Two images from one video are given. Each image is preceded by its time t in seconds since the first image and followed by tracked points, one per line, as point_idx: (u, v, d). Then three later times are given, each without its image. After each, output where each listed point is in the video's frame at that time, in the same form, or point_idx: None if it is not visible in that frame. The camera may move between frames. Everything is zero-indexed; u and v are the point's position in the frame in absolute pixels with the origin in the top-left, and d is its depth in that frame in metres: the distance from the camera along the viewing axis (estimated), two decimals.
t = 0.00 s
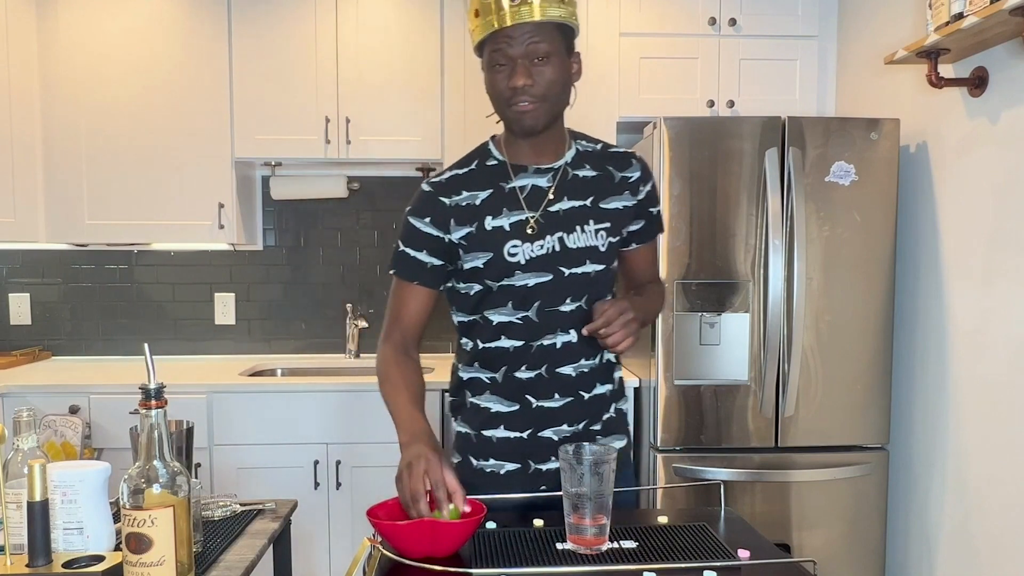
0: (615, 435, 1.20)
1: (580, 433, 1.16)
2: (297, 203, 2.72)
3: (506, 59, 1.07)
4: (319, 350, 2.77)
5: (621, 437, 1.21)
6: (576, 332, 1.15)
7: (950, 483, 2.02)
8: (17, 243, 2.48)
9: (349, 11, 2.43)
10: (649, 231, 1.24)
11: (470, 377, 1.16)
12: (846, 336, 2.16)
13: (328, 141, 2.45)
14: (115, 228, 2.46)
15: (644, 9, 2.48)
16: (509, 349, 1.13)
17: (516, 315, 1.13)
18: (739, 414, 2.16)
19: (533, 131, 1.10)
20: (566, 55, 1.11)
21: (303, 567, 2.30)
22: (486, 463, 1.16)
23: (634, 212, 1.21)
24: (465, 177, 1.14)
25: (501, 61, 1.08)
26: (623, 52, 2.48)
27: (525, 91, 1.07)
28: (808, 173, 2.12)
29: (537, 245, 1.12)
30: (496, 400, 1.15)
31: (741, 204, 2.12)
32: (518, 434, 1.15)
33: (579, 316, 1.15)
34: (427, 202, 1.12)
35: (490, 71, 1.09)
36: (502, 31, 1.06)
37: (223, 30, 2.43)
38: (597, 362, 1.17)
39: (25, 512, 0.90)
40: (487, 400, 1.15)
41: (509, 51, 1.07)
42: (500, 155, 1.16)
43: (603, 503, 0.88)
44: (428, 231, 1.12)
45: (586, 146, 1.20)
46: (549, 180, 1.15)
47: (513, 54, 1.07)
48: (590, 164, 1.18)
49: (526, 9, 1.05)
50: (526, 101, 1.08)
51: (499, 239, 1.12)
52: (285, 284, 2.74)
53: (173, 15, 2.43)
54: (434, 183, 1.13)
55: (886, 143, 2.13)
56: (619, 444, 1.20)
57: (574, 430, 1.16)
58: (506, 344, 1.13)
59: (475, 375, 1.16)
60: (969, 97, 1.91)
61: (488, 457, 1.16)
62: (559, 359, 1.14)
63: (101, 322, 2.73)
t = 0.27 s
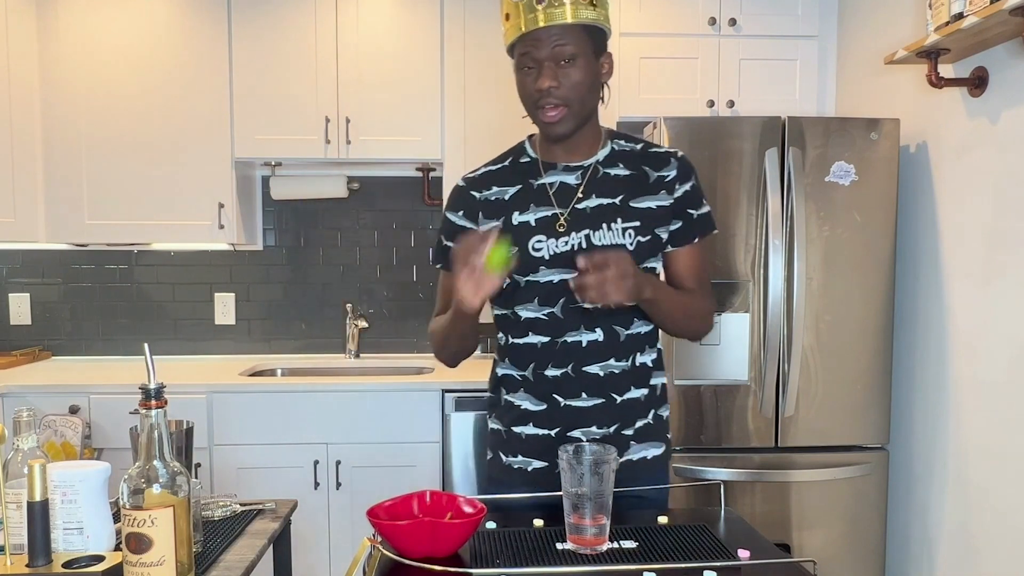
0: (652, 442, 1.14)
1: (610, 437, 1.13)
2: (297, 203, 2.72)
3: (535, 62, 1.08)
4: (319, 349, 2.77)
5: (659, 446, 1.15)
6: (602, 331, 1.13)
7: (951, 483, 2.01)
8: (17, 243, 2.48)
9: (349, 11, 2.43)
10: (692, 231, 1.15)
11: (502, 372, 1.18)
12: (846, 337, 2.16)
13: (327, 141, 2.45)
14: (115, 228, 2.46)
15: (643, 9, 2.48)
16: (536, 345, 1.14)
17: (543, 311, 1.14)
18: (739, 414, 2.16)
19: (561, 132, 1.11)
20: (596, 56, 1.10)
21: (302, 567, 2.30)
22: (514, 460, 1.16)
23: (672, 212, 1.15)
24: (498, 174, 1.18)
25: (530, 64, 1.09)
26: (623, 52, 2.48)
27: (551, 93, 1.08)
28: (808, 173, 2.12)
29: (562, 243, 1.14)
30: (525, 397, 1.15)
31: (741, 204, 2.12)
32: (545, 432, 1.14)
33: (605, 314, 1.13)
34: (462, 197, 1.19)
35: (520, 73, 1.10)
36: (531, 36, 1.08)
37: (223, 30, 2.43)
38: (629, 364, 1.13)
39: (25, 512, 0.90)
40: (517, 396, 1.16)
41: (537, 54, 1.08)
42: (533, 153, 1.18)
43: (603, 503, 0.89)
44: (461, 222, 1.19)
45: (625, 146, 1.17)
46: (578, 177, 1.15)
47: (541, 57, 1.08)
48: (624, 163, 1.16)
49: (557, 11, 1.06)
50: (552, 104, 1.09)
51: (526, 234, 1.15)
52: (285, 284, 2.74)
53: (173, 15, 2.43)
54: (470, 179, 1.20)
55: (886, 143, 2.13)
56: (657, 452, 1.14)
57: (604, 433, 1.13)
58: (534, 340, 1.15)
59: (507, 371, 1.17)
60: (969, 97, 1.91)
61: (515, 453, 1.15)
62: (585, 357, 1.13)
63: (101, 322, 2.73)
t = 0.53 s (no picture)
0: (653, 450, 1.11)
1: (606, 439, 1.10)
2: (297, 203, 2.71)
3: (537, 72, 1.02)
4: (319, 349, 2.77)
5: (660, 455, 1.11)
6: (598, 327, 1.11)
7: (951, 483, 2.01)
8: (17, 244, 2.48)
9: (349, 11, 2.43)
10: (695, 229, 1.10)
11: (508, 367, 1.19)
12: (846, 337, 2.16)
13: (327, 141, 2.45)
14: (115, 228, 2.46)
15: (643, 9, 2.48)
16: (536, 340, 1.14)
17: (542, 304, 1.14)
18: (739, 414, 2.17)
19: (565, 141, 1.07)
20: (603, 63, 1.03)
21: (302, 567, 2.30)
22: (512, 454, 1.15)
23: (679, 210, 1.11)
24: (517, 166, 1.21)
25: (533, 73, 1.03)
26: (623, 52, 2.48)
27: (553, 105, 1.02)
28: (808, 173, 2.12)
29: (562, 236, 1.13)
30: (525, 391, 1.15)
31: (741, 204, 2.12)
32: (541, 427, 1.12)
33: (602, 310, 1.11)
34: (484, 184, 1.23)
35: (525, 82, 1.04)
36: (533, 44, 1.01)
37: (223, 30, 2.43)
38: (628, 365, 1.11)
39: (25, 512, 0.90)
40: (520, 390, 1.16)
41: (539, 65, 1.01)
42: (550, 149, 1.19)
43: (603, 503, 0.89)
44: (478, 207, 1.22)
45: (640, 147, 1.16)
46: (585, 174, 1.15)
47: (542, 69, 1.01)
48: (634, 163, 1.15)
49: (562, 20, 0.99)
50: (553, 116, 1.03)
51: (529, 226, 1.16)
52: (285, 284, 2.74)
53: (173, 15, 2.43)
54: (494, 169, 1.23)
55: (886, 143, 2.13)
56: (658, 461, 1.11)
57: (601, 434, 1.10)
58: (533, 334, 1.15)
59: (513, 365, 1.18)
60: (969, 97, 1.91)
61: (514, 448, 1.15)
62: (581, 353, 1.11)
63: (101, 322, 2.73)
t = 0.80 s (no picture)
0: (638, 451, 1.13)
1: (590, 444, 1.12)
2: (297, 203, 2.72)
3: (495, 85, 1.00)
4: (319, 349, 2.77)
5: (646, 456, 1.14)
6: (578, 338, 1.11)
7: (951, 483, 2.01)
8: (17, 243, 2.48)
9: (349, 11, 2.43)
10: (687, 239, 1.10)
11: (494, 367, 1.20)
12: (846, 337, 2.16)
13: (328, 141, 2.45)
14: (115, 228, 2.46)
15: (643, 9, 2.48)
16: (518, 348, 1.15)
17: (522, 314, 1.13)
18: (739, 414, 2.16)
19: (534, 148, 1.06)
20: (566, 70, 0.99)
21: (302, 567, 2.30)
22: (497, 453, 1.18)
23: (658, 219, 1.10)
24: (487, 172, 1.17)
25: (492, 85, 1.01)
26: (623, 52, 2.48)
27: (516, 117, 1.01)
28: (807, 173, 2.12)
29: (534, 246, 1.12)
30: (509, 395, 1.16)
31: (741, 204, 2.12)
32: (525, 433, 1.14)
33: (581, 322, 1.11)
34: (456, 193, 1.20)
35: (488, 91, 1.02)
36: (489, 55, 0.99)
37: (223, 30, 2.43)
38: (610, 372, 1.11)
39: (25, 512, 0.90)
40: (503, 392, 1.17)
41: (498, 78, 0.99)
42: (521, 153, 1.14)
43: (603, 503, 0.89)
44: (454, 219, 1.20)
45: (615, 148, 1.12)
46: (557, 181, 1.12)
47: (501, 81, 0.99)
48: (607, 167, 1.11)
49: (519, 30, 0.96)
50: (519, 126, 1.02)
51: (502, 236, 1.15)
52: (285, 284, 2.74)
53: (174, 15, 2.43)
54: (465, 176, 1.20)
55: (886, 143, 2.13)
56: (642, 461, 1.13)
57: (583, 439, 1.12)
58: (513, 342, 1.15)
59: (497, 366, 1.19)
60: (969, 97, 1.91)
61: (499, 448, 1.17)
62: (562, 364, 1.12)
63: (101, 321, 2.73)
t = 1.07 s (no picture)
0: (615, 435, 1.21)
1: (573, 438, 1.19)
2: (297, 203, 2.72)
3: (428, 111, 1.05)
4: (319, 350, 2.77)
5: (622, 437, 1.22)
6: (559, 348, 1.17)
7: (950, 483, 2.01)
8: (16, 243, 2.49)
9: (349, 11, 2.43)
10: (644, 225, 1.22)
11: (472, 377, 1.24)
12: (846, 337, 2.16)
13: (327, 141, 2.45)
14: (115, 228, 2.46)
15: (643, 9, 2.48)
16: (501, 362, 1.19)
17: (503, 332, 1.18)
18: (740, 414, 2.16)
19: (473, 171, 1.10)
20: (494, 90, 1.06)
21: (303, 567, 2.30)
22: (481, 453, 1.23)
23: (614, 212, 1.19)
24: (434, 201, 1.19)
25: (425, 112, 1.06)
26: (623, 52, 2.48)
27: (452, 143, 1.06)
28: (807, 173, 2.12)
29: (503, 266, 1.16)
30: (492, 403, 1.21)
31: (741, 204, 2.12)
32: (510, 436, 1.20)
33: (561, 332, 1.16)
34: (403, 229, 1.21)
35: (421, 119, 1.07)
36: (419, 83, 1.04)
37: (223, 30, 2.43)
38: (587, 372, 1.18)
39: (25, 513, 0.90)
40: (484, 399, 1.22)
41: (431, 104, 1.04)
42: (466, 176, 1.18)
43: (603, 503, 0.89)
44: (403, 253, 1.20)
45: (557, 150, 1.19)
46: (511, 199, 1.17)
47: (435, 107, 1.04)
48: (557, 173, 1.18)
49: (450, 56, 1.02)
50: (455, 150, 1.07)
51: (467, 262, 1.18)
52: (285, 284, 2.74)
53: (174, 15, 2.43)
54: (408, 210, 1.21)
55: (886, 144, 2.13)
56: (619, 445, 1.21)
57: (565, 436, 1.19)
58: (496, 357, 1.19)
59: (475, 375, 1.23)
60: (969, 97, 1.91)
61: (483, 448, 1.23)
62: (546, 374, 1.17)
63: (100, 321, 2.73)
